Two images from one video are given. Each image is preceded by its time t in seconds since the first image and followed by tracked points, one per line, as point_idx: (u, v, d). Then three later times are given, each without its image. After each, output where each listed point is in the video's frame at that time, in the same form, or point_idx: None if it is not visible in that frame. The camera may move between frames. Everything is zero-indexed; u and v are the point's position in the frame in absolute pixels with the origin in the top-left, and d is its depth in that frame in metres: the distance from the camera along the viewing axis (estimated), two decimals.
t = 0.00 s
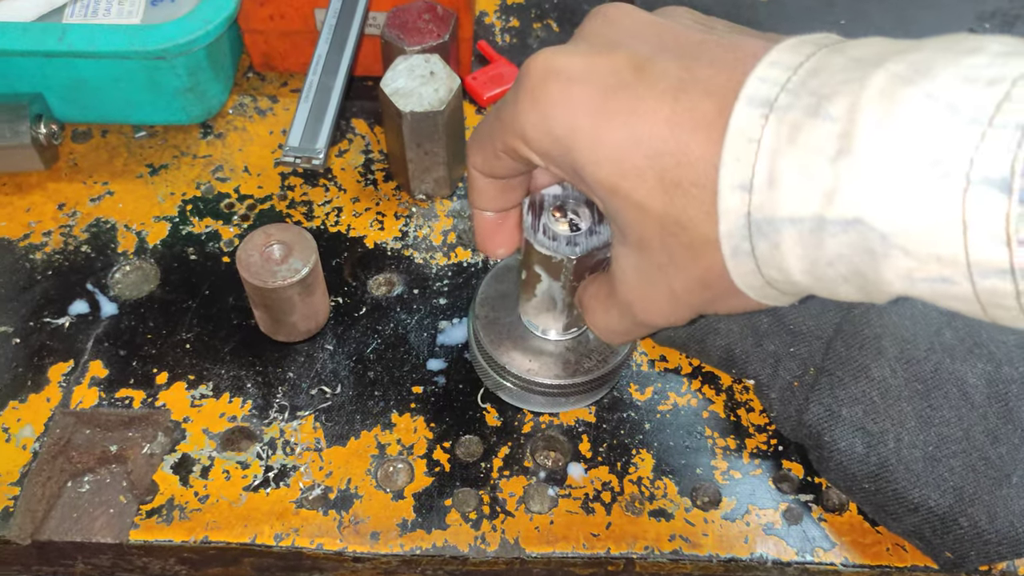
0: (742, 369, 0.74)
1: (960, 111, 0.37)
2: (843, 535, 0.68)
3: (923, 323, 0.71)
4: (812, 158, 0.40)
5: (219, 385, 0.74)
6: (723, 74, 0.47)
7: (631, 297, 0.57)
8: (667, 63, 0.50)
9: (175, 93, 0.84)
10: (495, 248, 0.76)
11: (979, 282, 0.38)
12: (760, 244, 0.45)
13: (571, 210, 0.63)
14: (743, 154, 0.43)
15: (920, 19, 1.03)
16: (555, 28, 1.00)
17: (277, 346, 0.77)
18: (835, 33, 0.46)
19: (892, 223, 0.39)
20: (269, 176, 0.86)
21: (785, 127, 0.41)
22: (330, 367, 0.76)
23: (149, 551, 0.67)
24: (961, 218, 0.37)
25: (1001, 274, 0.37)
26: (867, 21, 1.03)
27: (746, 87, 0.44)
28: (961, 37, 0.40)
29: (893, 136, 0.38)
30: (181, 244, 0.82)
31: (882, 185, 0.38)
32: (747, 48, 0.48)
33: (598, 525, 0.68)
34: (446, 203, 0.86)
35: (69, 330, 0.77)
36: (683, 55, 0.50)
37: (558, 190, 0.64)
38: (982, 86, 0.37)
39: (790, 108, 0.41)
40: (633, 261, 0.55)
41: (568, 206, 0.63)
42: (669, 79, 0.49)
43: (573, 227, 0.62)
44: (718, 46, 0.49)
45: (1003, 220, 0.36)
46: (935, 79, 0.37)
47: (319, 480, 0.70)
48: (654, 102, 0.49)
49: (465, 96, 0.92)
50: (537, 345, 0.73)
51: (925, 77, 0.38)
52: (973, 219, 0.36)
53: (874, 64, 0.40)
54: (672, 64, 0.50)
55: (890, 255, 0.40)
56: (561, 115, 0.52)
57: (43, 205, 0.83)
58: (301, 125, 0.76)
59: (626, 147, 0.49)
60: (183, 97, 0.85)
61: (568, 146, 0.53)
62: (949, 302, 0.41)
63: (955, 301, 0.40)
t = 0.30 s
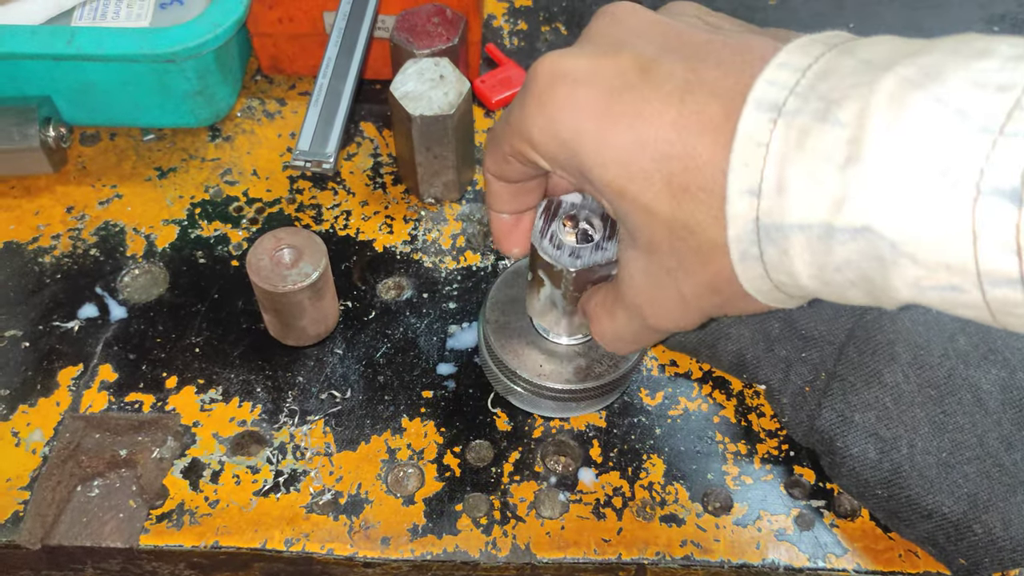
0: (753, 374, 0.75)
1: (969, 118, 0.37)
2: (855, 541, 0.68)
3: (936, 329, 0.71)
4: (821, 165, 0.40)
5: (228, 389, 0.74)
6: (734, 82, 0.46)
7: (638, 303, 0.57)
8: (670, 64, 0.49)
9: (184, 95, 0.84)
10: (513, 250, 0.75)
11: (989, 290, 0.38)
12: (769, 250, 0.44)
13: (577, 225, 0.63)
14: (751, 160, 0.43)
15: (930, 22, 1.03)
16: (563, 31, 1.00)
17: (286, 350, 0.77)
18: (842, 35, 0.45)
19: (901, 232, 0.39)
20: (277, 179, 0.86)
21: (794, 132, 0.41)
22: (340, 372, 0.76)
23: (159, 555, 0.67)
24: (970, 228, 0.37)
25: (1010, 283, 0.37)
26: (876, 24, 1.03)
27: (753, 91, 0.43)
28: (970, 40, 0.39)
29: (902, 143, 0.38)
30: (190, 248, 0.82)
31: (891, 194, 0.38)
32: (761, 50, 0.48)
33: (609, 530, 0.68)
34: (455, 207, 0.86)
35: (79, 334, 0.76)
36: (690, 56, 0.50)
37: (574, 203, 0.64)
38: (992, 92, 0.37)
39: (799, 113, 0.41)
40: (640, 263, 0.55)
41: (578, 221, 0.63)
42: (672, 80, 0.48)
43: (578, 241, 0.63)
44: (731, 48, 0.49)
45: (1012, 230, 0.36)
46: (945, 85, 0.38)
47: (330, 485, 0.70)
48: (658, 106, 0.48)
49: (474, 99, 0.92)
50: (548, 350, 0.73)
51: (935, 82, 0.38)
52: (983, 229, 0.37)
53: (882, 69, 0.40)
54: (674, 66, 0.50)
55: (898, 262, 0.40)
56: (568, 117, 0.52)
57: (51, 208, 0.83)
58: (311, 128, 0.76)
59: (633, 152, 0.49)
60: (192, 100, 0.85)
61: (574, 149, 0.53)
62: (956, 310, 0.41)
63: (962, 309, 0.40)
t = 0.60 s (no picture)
0: (756, 378, 0.74)
1: (973, 101, 0.36)
2: (858, 545, 0.68)
3: (939, 333, 0.71)
4: (825, 148, 0.40)
5: (230, 393, 0.74)
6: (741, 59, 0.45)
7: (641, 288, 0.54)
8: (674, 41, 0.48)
9: (185, 98, 0.84)
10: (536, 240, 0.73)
11: (988, 274, 0.38)
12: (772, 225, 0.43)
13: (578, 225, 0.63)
14: (759, 140, 0.42)
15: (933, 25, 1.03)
16: (565, 32, 1.00)
17: (288, 353, 0.76)
18: (848, 7, 0.44)
19: (904, 214, 0.39)
20: (278, 182, 0.86)
21: (800, 114, 0.40)
22: (341, 375, 0.75)
23: (160, 559, 0.67)
24: (971, 211, 0.37)
25: (1009, 266, 0.37)
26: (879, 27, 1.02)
27: (761, 71, 0.42)
28: (978, 17, 0.39)
29: (906, 127, 0.37)
30: (191, 250, 0.81)
31: (895, 176, 0.38)
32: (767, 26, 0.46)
33: (611, 534, 0.68)
34: (456, 209, 0.85)
35: (79, 336, 0.76)
36: (696, 35, 0.48)
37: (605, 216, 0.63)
38: (995, 74, 0.36)
39: (805, 94, 0.41)
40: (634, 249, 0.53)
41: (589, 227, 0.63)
42: (677, 70, 0.47)
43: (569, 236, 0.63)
44: (738, 27, 0.47)
45: (1010, 215, 0.36)
46: (950, 67, 0.37)
47: (332, 488, 0.70)
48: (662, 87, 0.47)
49: (475, 101, 0.92)
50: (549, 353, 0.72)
51: (940, 65, 0.37)
52: (984, 213, 0.36)
53: (887, 49, 0.40)
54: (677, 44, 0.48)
55: (900, 246, 0.40)
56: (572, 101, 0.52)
57: (52, 210, 0.83)
58: (313, 130, 0.75)
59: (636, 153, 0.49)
60: (193, 102, 0.84)
61: (577, 134, 0.52)
62: (958, 293, 0.41)
63: (963, 293, 0.41)
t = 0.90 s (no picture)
0: (758, 381, 0.74)
1: (996, 76, 0.36)
2: (861, 549, 0.68)
3: (942, 337, 0.70)
4: (844, 133, 0.39)
5: (231, 395, 0.74)
6: (749, 56, 0.44)
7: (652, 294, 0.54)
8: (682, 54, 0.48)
9: (187, 99, 0.83)
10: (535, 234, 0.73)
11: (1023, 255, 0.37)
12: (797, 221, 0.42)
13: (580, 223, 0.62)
14: (774, 130, 0.41)
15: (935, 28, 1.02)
16: (567, 34, 0.99)
17: (290, 355, 0.76)
18: None
19: (930, 197, 0.38)
20: (280, 183, 0.86)
21: (816, 101, 0.40)
22: (342, 377, 0.75)
23: (161, 562, 0.67)
24: (1001, 189, 0.36)
25: None
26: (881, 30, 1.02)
27: (772, 60, 0.42)
28: None
29: (928, 108, 0.37)
30: (193, 252, 0.81)
31: (917, 157, 0.37)
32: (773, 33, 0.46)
33: (614, 538, 0.68)
34: (458, 211, 0.85)
35: (81, 338, 0.76)
36: (704, 39, 0.48)
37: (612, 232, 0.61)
38: (1016, 48, 0.36)
39: (820, 79, 0.40)
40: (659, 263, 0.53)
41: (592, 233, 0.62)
42: (687, 74, 0.47)
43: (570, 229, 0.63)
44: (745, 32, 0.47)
45: None
46: (969, 43, 0.36)
47: (333, 491, 0.69)
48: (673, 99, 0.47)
49: (478, 103, 0.92)
50: (553, 357, 0.72)
51: (958, 41, 0.36)
52: (1014, 189, 0.36)
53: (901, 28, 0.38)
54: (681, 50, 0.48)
55: (925, 229, 0.39)
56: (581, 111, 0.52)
57: (54, 212, 0.83)
58: (314, 132, 0.75)
59: (647, 159, 0.49)
60: (195, 103, 0.84)
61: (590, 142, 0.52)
62: (988, 275, 0.40)
63: (994, 275, 0.40)
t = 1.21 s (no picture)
0: (761, 382, 0.74)
1: (1005, 64, 0.36)
2: (863, 550, 0.68)
3: (946, 337, 0.71)
4: (850, 124, 0.39)
5: (234, 394, 0.74)
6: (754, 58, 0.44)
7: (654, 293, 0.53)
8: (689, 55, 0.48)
9: (191, 99, 0.83)
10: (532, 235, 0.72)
11: None
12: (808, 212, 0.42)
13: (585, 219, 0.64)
14: (781, 125, 0.41)
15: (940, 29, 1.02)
16: (570, 34, 0.99)
17: (293, 355, 0.76)
18: None
19: (940, 186, 0.37)
20: (283, 183, 0.86)
21: (822, 94, 0.39)
22: (346, 377, 0.75)
23: (165, 561, 0.67)
24: (1012, 173, 0.36)
25: None
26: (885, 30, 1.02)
27: (777, 55, 0.42)
28: None
29: (938, 98, 0.36)
30: (196, 251, 0.81)
31: (925, 145, 0.37)
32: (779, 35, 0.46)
33: (616, 538, 0.68)
34: (461, 211, 0.85)
35: (84, 337, 0.76)
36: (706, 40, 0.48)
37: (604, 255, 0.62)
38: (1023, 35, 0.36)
39: (824, 74, 0.40)
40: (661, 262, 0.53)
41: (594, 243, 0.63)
42: (691, 74, 0.47)
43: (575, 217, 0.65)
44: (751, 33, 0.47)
45: None
46: (976, 32, 0.36)
47: (336, 491, 0.69)
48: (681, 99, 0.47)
49: (481, 103, 0.92)
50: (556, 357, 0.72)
51: (965, 30, 0.36)
52: None
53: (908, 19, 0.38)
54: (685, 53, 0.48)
55: (936, 218, 0.38)
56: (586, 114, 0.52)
57: (57, 211, 0.83)
58: (318, 133, 0.75)
59: (651, 159, 0.49)
60: (199, 103, 0.84)
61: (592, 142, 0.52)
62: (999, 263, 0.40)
63: (1004, 262, 0.39)
